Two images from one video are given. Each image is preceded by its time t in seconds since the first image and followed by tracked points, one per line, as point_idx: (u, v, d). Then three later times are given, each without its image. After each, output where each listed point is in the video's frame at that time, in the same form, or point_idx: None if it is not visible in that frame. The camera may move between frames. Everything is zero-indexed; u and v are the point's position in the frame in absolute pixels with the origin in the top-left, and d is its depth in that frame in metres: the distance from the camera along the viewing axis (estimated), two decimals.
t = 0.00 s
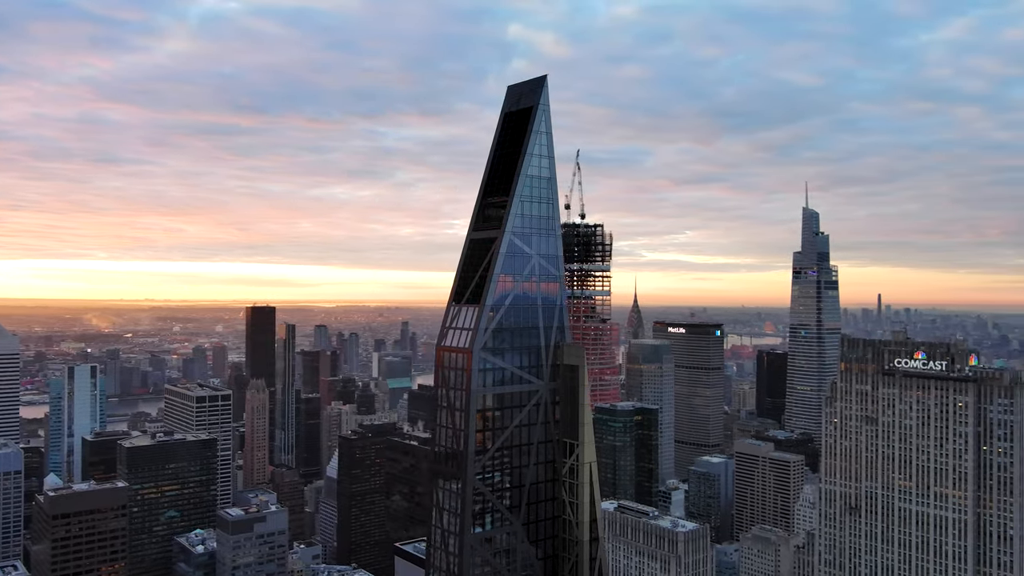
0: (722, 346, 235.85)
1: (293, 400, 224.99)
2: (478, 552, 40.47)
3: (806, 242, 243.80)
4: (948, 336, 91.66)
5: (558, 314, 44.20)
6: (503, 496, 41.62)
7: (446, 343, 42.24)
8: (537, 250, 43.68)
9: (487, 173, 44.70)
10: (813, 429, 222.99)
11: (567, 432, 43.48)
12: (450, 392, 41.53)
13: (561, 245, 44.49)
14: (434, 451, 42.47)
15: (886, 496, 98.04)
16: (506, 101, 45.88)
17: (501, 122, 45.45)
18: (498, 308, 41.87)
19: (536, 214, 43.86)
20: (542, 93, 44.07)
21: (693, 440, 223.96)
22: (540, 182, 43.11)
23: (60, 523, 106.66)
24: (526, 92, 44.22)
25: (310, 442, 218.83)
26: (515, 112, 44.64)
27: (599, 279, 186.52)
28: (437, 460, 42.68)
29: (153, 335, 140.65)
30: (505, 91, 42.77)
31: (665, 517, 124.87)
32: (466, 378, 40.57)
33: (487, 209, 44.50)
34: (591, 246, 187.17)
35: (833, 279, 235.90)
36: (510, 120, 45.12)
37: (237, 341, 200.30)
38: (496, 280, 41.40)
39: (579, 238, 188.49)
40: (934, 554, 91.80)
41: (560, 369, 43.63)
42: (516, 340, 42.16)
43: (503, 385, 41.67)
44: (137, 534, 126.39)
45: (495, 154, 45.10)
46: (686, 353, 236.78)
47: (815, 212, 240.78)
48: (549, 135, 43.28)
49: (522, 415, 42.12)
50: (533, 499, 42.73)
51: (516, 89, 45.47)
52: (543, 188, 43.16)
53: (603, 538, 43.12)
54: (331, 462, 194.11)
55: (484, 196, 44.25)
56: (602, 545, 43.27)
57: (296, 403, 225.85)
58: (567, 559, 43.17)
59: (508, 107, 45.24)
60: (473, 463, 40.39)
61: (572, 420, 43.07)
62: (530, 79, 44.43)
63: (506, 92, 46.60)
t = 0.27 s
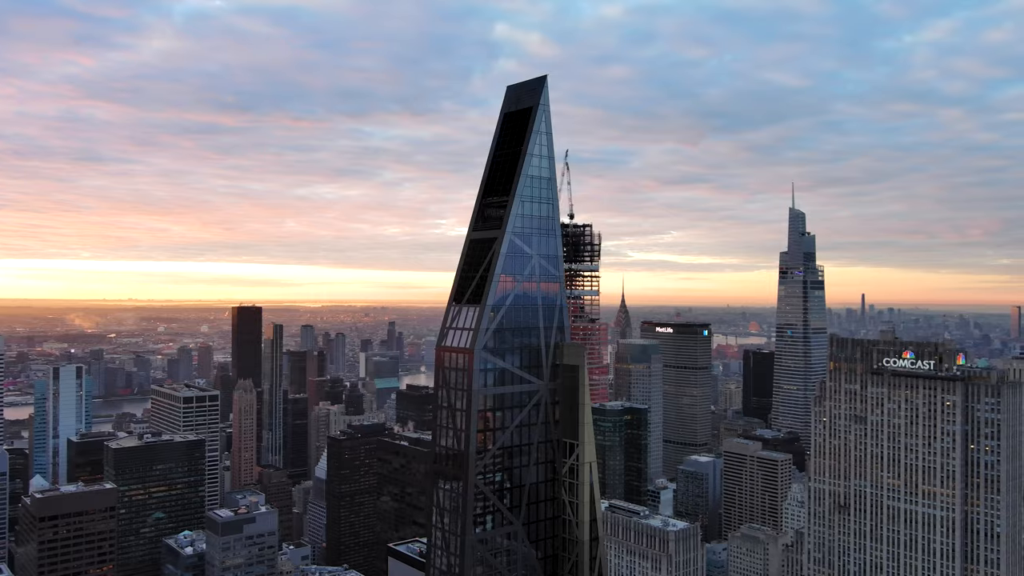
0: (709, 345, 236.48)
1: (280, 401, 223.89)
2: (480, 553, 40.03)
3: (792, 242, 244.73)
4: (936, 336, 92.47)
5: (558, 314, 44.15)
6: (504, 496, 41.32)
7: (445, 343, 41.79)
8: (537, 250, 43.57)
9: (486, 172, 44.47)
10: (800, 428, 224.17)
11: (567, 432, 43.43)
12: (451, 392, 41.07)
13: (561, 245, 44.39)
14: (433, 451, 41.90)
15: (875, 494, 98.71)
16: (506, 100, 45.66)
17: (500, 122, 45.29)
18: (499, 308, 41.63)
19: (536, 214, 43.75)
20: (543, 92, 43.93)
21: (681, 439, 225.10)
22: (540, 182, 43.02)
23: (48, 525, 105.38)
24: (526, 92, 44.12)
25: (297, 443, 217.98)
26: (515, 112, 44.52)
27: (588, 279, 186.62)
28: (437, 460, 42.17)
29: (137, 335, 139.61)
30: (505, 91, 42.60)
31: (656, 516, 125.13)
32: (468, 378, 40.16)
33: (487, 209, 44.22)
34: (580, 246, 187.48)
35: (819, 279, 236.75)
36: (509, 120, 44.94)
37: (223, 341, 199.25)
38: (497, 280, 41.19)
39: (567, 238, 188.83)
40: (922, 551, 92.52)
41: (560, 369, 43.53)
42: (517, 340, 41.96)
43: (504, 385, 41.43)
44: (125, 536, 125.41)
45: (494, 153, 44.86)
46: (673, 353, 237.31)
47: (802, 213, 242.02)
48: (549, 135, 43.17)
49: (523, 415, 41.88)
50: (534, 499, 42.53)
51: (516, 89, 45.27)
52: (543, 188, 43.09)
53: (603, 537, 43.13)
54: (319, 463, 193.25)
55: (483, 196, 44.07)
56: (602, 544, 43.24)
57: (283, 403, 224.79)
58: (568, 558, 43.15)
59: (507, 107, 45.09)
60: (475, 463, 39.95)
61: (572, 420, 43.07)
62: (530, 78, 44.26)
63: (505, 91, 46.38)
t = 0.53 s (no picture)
0: (696, 345, 236.98)
1: (267, 401, 222.67)
2: (481, 554, 39.88)
3: (779, 243, 245.77)
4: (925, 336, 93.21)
5: (558, 314, 44.22)
6: (506, 496, 41.21)
7: (446, 343, 41.63)
8: (538, 250, 43.59)
9: (486, 173, 44.46)
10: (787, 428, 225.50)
11: (567, 432, 43.44)
12: (451, 392, 40.96)
13: (561, 245, 44.46)
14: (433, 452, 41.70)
15: (864, 493, 99.47)
16: (505, 100, 45.70)
17: (500, 122, 45.29)
18: (500, 308, 41.60)
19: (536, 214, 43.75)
20: (543, 93, 43.98)
21: (668, 439, 226.08)
22: (540, 182, 43.06)
23: (35, 528, 104.19)
24: (527, 93, 44.14)
25: (284, 444, 216.95)
26: (515, 112, 44.52)
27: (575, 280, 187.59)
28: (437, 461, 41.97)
29: (120, 335, 138.41)
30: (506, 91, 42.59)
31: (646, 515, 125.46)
32: (469, 378, 39.99)
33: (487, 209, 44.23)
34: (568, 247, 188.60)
35: (805, 279, 237.41)
36: (509, 120, 44.95)
37: (208, 341, 198.09)
38: (498, 280, 41.16)
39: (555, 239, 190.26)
40: (910, 549, 93.33)
41: (560, 369, 43.56)
42: (517, 340, 41.99)
43: (505, 385, 41.38)
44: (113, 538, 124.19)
45: (494, 154, 44.87)
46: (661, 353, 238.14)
47: (788, 213, 243.32)
48: (550, 135, 43.24)
49: (523, 415, 41.86)
50: (534, 499, 42.50)
51: (516, 89, 45.31)
52: (544, 188, 43.13)
53: (603, 537, 43.13)
54: (307, 463, 192.39)
55: (484, 197, 44.03)
56: (602, 544, 43.24)
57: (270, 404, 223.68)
58: (568, 558, 43.13)
59: (507, 108, 45.13)
60: (476, 463, 39.81)
61: (572, 420, 43.08)
62: (530, 79, 44.32)
63: (504, 91, 46.41)
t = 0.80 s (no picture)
0: (684, 344, 237.41)
1: (254, 402, 221.56)
2: (482, 554, 39.69)
3: (766, 243, 246.77)
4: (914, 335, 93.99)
5: (558, 314, 44.25)
6: (506, 497, 41.09)
7: (446, 343, 41.53)
8: (538, 250, 43.55)
9: (486, 173, 44.44)
10: (774, 427, 226.76)
11: (568, 432, 43.43)
12: (452, 393, 40.86)
13: (561, 246, 44.43)
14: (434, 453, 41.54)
15: (853, 491, 100.09)
16: (505, 101, 45.69)
17: (500, 123, 45.27)
18: (500, 308, 41.50)
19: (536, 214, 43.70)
20: (543, 94, 44.02)
21: (656, 438, 227.04)
22: (540, 182, 43.02)
23: (22, 530, 103.46)
24: (526, 93, 44.15)
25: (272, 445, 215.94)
26: (515, 112, 44.52)
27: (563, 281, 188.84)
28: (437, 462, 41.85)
29: (104, 336, 137.35)
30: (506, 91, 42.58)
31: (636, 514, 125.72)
32: (470, 378, 39.88)
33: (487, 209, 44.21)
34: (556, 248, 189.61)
35: (792, 279, 238.32)
36: (509, 121, 44.91)
37: (193, 342, 197.07)
38: (499, 280, 41.10)
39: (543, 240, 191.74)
40: (899, 547, 94.09)
41: (560, 369, 43.54)
42: (518, 340, 41.94)
43: (506, 386, 41.31)
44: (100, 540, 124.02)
45: (494, 154, 44.86)
46: (650, 353, 238.34)
47: (775, 214, 244.50)
48: (550, 135, 43.24)
49: (524, 416, 41.80)
50: (534, 498, 42.43)
51: (515, 89, 45.31)
52: (544, 189, 43.10)
53: (603, 537, 43.10)
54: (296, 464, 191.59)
55: (484, 197, 44.01)
56: (602, 544, 43.16)
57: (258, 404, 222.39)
58: (568, 558, 43.05)
59: (507, 108, 45.14)
60: (477, 464, 39.69)
61: (572, 420, 43.09)
62: (530, 79, 44.34)
63: (504, 92, 46.42)
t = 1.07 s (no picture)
0: (672, 343, 237.43)
1: (242, 402, 220.32)
2: (483, 555, 39.55)
3: (753, 243, 247.62)
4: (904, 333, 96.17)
5: (558, 315, 44.32)
6: (507, 497, 41.04)
7: (447, 344, 41.40)
8: (538, 250, 43.55)
9: (486, 173, 44.38)
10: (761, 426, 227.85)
11: (568, 432, 43.52)
12: (453, 393, 40.71)
13: (561, 246, 44.51)
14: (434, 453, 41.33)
15: (842, 489, 100.69)
16: (505, 101, 45.65)
17: (499, 123, 45.23)
18: (501, 308, 41.43)
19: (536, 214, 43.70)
20: (543, 94, 44.03)
21: (644, 438, 227.58)
22: (541, 183, 43.04)
23: (10, 533, 102.34)
24: (526, 93, 44.13)
25: (259, 445, 214.94)
26: (515, 113, 44.48)
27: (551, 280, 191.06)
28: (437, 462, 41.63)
29: (87, 336, 136.37)
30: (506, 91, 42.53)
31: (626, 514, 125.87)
32: (471, 378, 39.78)
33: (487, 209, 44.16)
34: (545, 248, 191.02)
35: (779, 279, 239.43)
36: (509, 121, 44.88)
37: (178, 342, 195.75)
38: (500, 280, 41.04)
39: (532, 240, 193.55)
40: (888, 545, 94.78)
41: (560, 369, 43.63)
42: (519, 341, 41.91)
43: (506, 386, 41.28)
44: (86, 542, 123.04)
45: (494, 154, 44.81)
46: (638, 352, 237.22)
47: (762, 214, 245.60)
48: (551, 135, 43.25)
49: (524, 416, 41.81)
50: (534, 498, 42.47)
51: (515, 90, 45.27)
52: (545, 189, 43.09)
53: (603, 536, 43.25)
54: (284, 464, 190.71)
55: (484, 197, 43.96)
56: (602, 543, 43.28)
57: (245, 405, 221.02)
58: (568, 558, 43.12)
59: (507, 108, 45.11)
60: (478, 464, 39.57)
61: (572, 420, 43.17)
62: (530, 79, 44.34)
63: (503, 92, 46.39)
